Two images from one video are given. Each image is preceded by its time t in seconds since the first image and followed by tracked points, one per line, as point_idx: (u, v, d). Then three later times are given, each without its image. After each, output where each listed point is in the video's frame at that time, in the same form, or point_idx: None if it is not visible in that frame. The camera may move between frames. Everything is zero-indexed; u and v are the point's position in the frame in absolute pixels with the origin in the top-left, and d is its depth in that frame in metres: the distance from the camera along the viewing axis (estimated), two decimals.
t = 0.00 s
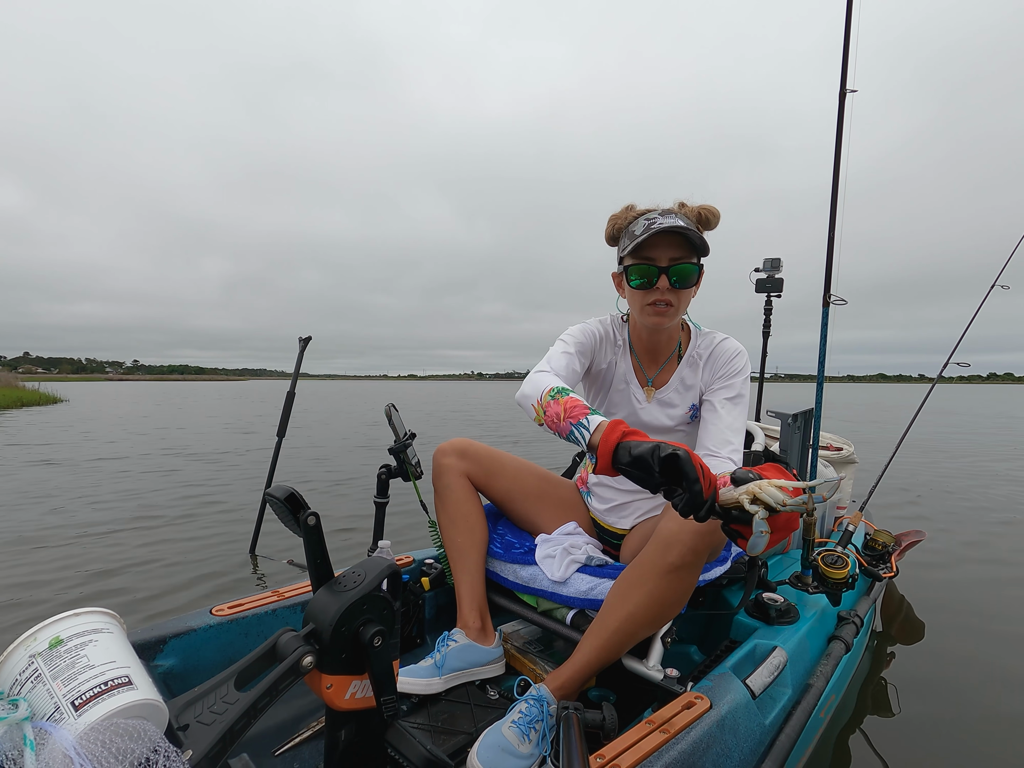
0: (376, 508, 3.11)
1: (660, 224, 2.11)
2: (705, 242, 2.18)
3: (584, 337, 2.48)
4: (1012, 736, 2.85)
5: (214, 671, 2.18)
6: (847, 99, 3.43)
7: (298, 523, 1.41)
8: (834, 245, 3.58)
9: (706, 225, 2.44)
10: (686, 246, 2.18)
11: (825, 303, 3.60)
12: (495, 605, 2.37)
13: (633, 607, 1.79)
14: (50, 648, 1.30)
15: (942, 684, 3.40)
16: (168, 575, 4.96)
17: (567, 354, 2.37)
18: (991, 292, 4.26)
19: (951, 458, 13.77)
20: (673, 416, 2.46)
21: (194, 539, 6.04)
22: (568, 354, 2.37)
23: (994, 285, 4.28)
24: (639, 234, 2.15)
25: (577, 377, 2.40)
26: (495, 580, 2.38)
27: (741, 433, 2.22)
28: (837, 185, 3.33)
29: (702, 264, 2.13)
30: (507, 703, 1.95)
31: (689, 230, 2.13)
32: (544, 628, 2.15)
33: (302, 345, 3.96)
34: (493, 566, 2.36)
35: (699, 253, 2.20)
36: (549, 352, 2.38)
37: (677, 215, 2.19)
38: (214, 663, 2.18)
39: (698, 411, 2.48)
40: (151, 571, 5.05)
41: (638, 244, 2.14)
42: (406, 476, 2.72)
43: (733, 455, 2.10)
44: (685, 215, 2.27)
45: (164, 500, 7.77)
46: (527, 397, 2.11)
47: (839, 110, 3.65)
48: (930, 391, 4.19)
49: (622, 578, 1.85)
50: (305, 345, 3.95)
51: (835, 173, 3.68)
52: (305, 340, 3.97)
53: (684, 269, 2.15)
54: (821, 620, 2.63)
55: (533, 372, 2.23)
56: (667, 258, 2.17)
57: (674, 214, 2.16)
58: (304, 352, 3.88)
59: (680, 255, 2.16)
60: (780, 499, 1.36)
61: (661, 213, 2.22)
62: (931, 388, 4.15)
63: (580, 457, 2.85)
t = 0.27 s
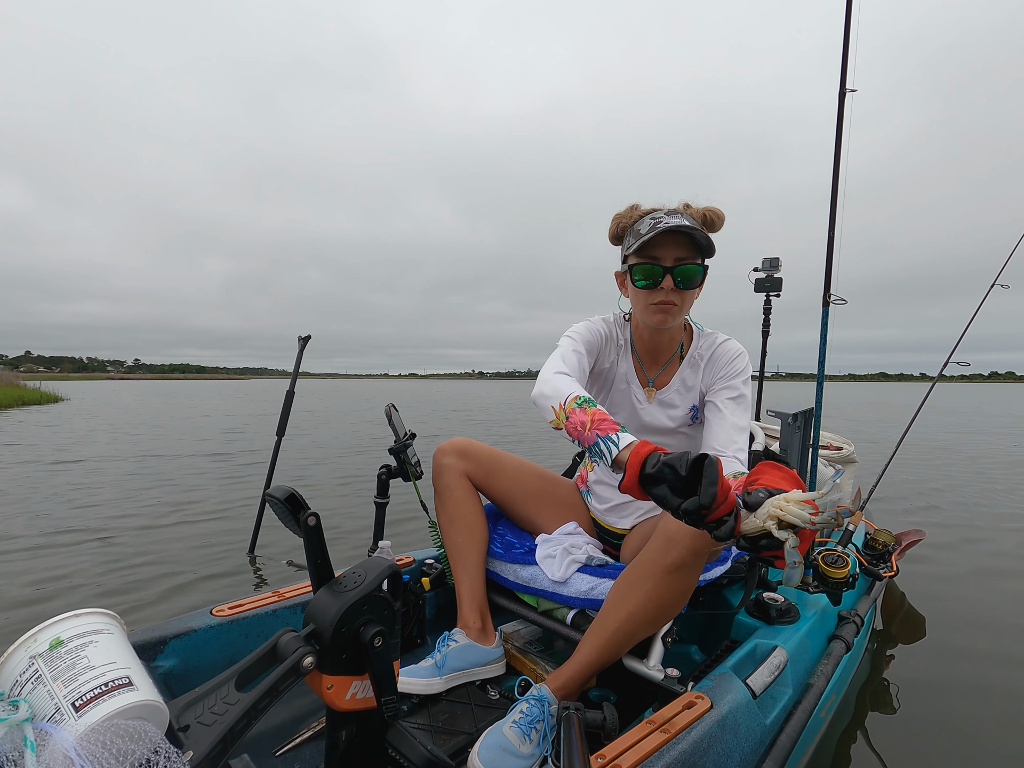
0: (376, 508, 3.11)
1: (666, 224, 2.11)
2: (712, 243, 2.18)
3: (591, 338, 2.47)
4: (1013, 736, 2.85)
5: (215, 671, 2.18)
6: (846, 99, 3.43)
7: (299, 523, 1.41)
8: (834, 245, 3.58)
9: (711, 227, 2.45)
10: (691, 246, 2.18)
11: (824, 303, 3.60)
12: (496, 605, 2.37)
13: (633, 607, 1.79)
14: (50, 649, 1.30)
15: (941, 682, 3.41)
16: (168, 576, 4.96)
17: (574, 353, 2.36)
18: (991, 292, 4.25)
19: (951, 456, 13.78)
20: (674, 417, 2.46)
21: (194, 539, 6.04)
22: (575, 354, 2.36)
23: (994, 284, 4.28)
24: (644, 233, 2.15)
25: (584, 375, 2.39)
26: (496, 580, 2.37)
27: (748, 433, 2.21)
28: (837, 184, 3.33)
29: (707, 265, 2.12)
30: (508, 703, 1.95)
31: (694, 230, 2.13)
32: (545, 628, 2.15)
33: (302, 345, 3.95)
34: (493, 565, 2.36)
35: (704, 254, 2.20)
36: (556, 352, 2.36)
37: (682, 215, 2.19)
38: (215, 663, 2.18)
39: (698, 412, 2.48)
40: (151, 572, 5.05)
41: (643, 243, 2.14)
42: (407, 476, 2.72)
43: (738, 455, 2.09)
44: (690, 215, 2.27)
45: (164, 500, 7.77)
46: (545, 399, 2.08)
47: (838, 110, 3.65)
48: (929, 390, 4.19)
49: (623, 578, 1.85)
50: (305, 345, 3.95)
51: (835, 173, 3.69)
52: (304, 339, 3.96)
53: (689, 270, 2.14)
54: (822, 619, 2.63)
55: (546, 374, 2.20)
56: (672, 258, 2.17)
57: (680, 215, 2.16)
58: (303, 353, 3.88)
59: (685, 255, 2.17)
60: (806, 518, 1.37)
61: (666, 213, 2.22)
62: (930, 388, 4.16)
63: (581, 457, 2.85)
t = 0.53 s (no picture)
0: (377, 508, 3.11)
1: (669, 223, 2.11)
2: (716, 242, 2.18)
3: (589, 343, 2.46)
4: (1015, 733, 2.85)
5: (217, 673, 2.18)
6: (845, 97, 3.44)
7: (299, 524, 1.41)
8: (833, 243, 3.58)
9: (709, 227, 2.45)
10: (693, 246, 2.19)
11: (824, 301, 3.60)
12: (497, 605, 2.38)
13: (635, 605, 1.79)
14: (52, 652, 1.30)
15: (943, 680, 3.41)
16: (169, 578, 4.96)
17: (575, 360, 2.37)
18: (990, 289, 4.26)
19: (951, 454, 13.78)
20: (676, 417, 2.46)
21: (194, 541, 6.03)
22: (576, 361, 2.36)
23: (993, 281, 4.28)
24: (647, 232, 2.14)
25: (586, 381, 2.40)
26: (497, 580, 2.38)
27: (770, 429, 2.23)
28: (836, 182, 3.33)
29: (710, 264, 2.13)
30: (510, 703, 1.95)
31: (697, 230, 2.14)
32: (546, 628, 2.15)
33: (302, 345, 3.95)
34: (494, 565, 2.36)
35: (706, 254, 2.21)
36: (556, 361, 2.38)
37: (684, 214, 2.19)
38: (217, 665, 2.18)
39: (700, 412, 2.50)
40: (151, 574, 5.05)
41: (646, 243, 2.13)
42: (407, 476, 2.72)
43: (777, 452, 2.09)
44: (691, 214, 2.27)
45: (164, 502, 7.76)
46: (547, 417, 2.10)
47: (837, 108, 3.66)
48: (929, 388, 4.19)
49: (623, 577, 1.85)
50: (304, 345, 3.95)
51: (834, 171, 3.69)
52: (304, 339, 3.96)
53: (691, 270, 2.15)
54: (823, 617, 2.63)
55: (545, 389, 2.21)
56: (674, 257, 2.17)
57: (682, 214, 2.16)
58: (303, 353, 3.88)
59: (687, 254, 2.17)
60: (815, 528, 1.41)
61: (668, 212, 2.22)
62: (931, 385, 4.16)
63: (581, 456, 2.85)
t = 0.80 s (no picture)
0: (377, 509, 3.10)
1: (670, 223, 2.11)
2: (717, 243, 2.19)
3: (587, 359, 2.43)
4: (1015, 732, 2.84)
5: (217, 673, 2.18)
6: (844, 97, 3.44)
7: (299, 524, 1.41)
8: (832, 242, 3.59)
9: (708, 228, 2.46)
10: (694, 246, 2.19)
11: (823, 301, 3.61)
12: (497, 605, 2.38)
13: (635, 605, 1.79)
14: (53, 652, 1.30)
15: (943, 680, 3.40)
16: (169, 580, 4.95)
17: (579, 378, 2.35)
18: (989, 288, 4.26)
19: (951, 454, 13.77)
20: (675, 418, 2.46)
21: (194, 543, 6.03)
22: (581, 378, 2.34)
23: (993, 281, 4.28)
24: (648, 232, 2.15)
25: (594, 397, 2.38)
26: (497, 581, 2.38)
27: (776, 428, 2.24)
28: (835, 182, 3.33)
29: (711, 264, 2.13)
30: (510, 702, 1.96)
31: (698, 230, 2.14)
32: (546, 627, 2.15)
33: (302, 345, 3.96)
34: (494, 565, 2.36)
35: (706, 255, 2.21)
36: (560, 385, 2.35)
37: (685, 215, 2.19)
38: (217, 666, 2.18)
39: (699, 412, 2.50)
40: (151, 576, 5.04)
41: (648, 242, 2.13)
42: (407, 476, 2.72)
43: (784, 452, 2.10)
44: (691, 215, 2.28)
45: (164, 504, 7.76)
46: (565, 453, 2.10)
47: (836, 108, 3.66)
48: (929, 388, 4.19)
49: (624, 576, 1.85)
50: (304, 345, 3.96)
51: (833, 171, 3.69)
52: (304, 339, 3.97)
53: (692, 270, 2.15)
54: (823, 617, 2.63)
55: (557, 424, 2.20)
56: (675, 257, 2.18)
57: (683, 214, 2.17)
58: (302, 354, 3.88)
59: (688, 255, 2.17)
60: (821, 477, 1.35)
61: (669, 212, 2.22)
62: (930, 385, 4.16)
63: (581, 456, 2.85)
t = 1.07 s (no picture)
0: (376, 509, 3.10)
1: (668, 223, 2.11)
2: (715, 242, 2.20)
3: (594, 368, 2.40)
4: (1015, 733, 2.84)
5: (216, 673, 2.18)
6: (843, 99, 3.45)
7: (299, 524, 1.41)
8: (832, 243, 3.59)
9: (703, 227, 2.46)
10: (692, 246, 2.20)
11: (824, 301, 3.61)
12: (497, 605, 2.38)
13: (635, 605, 1.79)
14: (51, 651, 1.30)
15: (944, 681, 3.40)
16: (168, 581, 4.95)
17: (595, 389, 2.31)
18: (989, 290, 4.26)
19: (951, 457, 13.77)
20: (676, 418, 2.46)
21: (194, 544, 6.03)
22: (597, 389, 2.30)
23: (993, 282, 4.28)
24: (646, 232, 2.15)
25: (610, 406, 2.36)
26: (497, 581, 2.38)
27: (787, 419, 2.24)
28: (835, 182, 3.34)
29: (708, 263, 2.14)
30: (509, 703, 1.95)
31: (696, 229, 2.15)
32: (546, 628, 2.15)
33: (301, 346, 3.96)
34: (494, 565, 2.36)
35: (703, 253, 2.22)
36: (578, 399, 2.29)
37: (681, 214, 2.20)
38: (216, 665, 2.18)
39: (700, 412, 2.50)
40: (150, 577, 5.04)
41: (646, 243, 2.13)
42: (407, 476, 2.72)
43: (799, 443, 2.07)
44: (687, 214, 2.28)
45: (164, 505, 7.76)
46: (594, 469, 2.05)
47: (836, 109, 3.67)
48: (929, 390, 4.19)
49: (623, 577, 1.85)
50: (303, 346, 3.96)
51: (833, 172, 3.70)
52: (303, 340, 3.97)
53: (689, 268, 2.16)
54: (823, 618, 2.63)
55: (584, 440, 2.15)
56: (673, 257, 2.18)
57: (680, 213, 2.17)
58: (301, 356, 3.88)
59: (686, 254, 2.18)
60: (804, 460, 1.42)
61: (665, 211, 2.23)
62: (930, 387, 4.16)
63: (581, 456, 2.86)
